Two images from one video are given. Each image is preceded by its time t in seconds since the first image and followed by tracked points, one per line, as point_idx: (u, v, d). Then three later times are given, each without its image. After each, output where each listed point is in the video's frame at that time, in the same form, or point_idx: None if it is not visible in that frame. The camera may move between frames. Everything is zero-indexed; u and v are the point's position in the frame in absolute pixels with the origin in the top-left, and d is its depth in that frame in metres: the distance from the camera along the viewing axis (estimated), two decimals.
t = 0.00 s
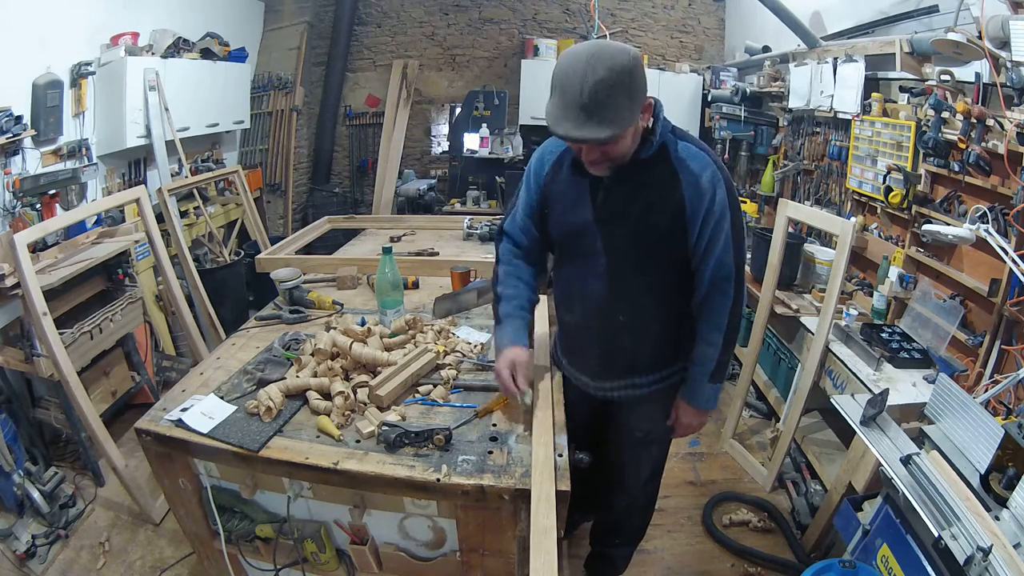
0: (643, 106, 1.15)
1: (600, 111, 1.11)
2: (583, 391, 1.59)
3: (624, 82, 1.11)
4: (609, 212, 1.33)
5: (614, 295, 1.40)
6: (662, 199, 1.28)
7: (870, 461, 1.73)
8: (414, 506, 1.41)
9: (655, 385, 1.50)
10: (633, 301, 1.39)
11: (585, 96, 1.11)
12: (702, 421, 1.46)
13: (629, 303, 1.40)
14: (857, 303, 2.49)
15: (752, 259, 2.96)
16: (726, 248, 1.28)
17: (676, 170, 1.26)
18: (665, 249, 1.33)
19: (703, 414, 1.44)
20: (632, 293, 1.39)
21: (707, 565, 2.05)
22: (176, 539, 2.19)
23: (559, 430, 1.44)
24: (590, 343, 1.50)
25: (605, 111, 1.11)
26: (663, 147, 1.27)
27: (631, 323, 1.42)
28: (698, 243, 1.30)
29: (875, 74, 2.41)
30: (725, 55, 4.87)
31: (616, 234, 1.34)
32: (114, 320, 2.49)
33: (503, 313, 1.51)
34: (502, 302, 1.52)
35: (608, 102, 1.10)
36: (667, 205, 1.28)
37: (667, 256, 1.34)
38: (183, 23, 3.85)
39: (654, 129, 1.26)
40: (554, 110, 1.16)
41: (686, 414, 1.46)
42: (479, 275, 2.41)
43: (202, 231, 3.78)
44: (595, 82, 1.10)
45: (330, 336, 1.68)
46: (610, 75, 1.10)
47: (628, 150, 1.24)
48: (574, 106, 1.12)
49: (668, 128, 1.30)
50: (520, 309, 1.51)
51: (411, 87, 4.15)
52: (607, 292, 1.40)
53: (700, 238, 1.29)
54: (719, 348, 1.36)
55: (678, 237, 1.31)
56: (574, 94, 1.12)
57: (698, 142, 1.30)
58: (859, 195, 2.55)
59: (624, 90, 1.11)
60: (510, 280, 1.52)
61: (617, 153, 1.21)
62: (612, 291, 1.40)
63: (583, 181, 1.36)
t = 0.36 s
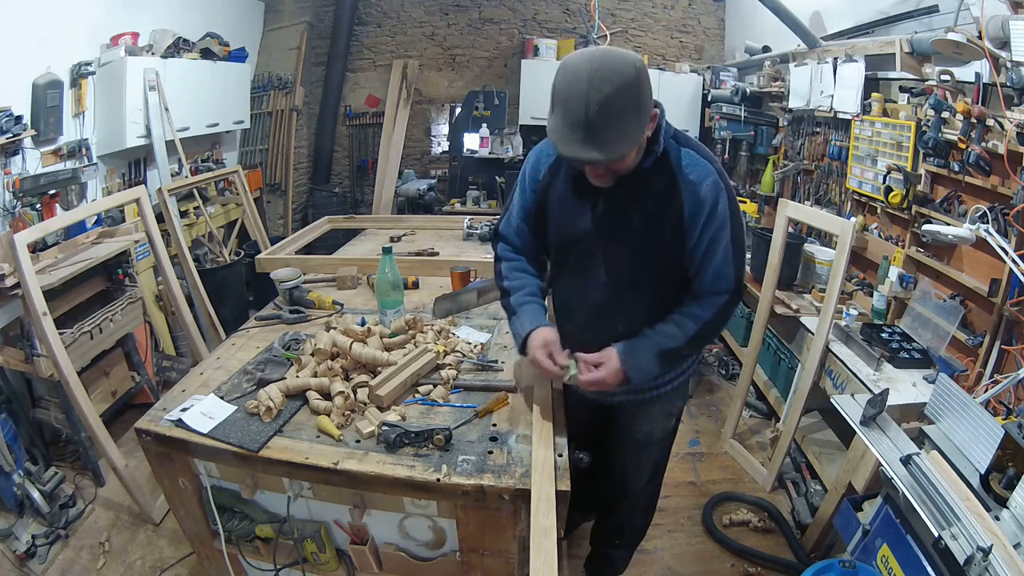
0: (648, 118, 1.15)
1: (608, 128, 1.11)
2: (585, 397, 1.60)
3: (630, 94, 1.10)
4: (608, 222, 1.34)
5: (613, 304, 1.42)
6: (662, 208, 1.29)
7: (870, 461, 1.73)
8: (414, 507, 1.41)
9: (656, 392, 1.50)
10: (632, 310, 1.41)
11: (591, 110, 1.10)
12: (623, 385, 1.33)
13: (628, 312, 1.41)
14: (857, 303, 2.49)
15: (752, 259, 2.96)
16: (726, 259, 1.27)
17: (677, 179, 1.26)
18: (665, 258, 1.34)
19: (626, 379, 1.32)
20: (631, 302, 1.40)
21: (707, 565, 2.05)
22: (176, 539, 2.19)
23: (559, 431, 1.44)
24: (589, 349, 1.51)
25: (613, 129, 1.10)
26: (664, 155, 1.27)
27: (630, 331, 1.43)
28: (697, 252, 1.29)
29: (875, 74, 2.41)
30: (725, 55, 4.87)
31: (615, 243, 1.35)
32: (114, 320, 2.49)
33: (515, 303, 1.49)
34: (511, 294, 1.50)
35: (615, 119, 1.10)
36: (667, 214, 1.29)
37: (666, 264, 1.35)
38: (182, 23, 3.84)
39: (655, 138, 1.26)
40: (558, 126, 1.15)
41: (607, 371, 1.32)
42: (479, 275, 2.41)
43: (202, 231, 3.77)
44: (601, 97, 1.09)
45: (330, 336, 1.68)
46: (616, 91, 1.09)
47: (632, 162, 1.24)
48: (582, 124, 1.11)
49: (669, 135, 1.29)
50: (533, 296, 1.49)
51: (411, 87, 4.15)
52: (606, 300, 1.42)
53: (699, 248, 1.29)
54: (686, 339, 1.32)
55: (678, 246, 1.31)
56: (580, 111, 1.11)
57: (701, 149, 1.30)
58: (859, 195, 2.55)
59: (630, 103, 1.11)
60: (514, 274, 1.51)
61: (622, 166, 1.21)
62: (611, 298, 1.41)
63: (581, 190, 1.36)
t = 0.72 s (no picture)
0: (629, 113, 1.14)
1: (585, 123, 1.11)
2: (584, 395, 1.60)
3: (608, 90, 1.10)
4: (596, 217, 1.35)
5: (601, 300, 1.42)
6: (648, 204, 1.29)
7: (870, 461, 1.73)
8: (414, 506, 1.41)
9: (655, 390, 1.50)
10: (621, 306, 1.41)
11: (569, 106, 1.11)
12: (599, 369, 1.33)
13: (616, 308, 1.41)
14: (857, 303, 2.49)
15: (751, 259, 2.96)
16: (711, 257, 1.25)
17: (664, 175, 1.26)
18: (652, 254, 1.34)
19: (602, 364, 1.33)
20: (618, 298, 1.40)
21: (707, 565, 2.05)
22: (176, 539, 2.19)
23: (559, 431, 1.44)
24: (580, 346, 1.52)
25: (590, 124, 1.10)
26: (652, 150, 1.27)
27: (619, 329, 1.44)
28: (682, 248, 1.28)
29: (875, 73, 2.41)
30: (725, 55, 4.87)
31: (603, 239, 1.36)
32: (114, 320, 2.49)
33: (524, 287, 1.50)
34: (516, 278, 1.52)
35: (593, 114, 1.10)
36: (654, 211, 1.29)
37: (654, 260, 1.34)
38: (182, 23, 3.84)
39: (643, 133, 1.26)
40: (538, 121, 1.16)
41: (584, 354, 1.34)
42: (479, 275, 2.41)
43: (202, 231, 3.77)
44: (578, 93, 1.09)
45: (330, 336, 1.68)
46: (594, 86, 1.09)
47: (618, 156, 1.24)
48: (560, 120, 1.12)
49: (660, 131, 1.29)
50: (538, 282, 1.50)
51: (411, 87, 4.14)
52: (595, 297, 1.43)
53: (684, 244, 1.27)
54: (662, 329, 1.30)
55: (665, 241, 1.31)
56: (558, 106, 1.11)
57: (693, 146, 1.28)
58: (858, 195, 2.55)
59: (608, 98, 1.10)
60: (519, 261, 1.54)
61: (606, 160, 1.21)
62: (599, 295, 1.42)
63: (572, 185, 1.37)
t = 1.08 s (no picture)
0: (617, 112, 1.14)
1: (572, 122, 1.11)
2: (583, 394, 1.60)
3: (595, 90, 1.10)
4: (589, 216, 1.35)
5: (595, 300, 1.42)
6: (640, 204, 1.29)
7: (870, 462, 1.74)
8: (414, 507, 1.41)
9: (654, 389, 1.50)
10: (615, 306, 1.41)
11: (555, 106, 1.11)
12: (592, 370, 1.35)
13: (610, 308, 1.42)
14: (857, 303, 2.49)
15: (751, 259, 2.96)
16: (702, 257, 1.24)
17: (655, 176, 1.26)
18: (645, 254, 1.34)
19: (595, 367, 1.34)
20: (612, 298, 1.40)
21: (707, 565, 2.05)
22: (176, 539, 2.19)
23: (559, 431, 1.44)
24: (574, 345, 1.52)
25: (577, 123, 1.10)
26: (644, 151, 1.27)
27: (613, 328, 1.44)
28: (673, 248, 1.28)
29: (875, 74, 2.41)
30: (725, 55, 4.88)
31: (597, 238, 1.36)
32: (114, 320, 2.49)
33: (508, 286, 1.51)
34: (506, 277, 1.53)
35: (579, 114, 1.10)
36: (645, 211, 1.29)
37: (647, 260, 1.35)
38: (182, 23, 3.84)
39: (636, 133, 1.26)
40: (527, 121, 1.16)
41: (578, 356, 1.35)
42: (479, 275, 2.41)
43: (202, 231, 3.77)
44: (565, 92, 1.09)
45: (330, 336, 1.68)
46: (580, 86, 1.09)
47: (609, 155, 1.24)
48: (547, 119, 1.11)
49: (653, 131, 1.29)
50: (524, 282, 1.51)
51: (411, 87, 4.14)
52: (588, 297, 1.43)
53: (675, 244, 1.27)
54: (658, 332, 1.30)
55: (657, 241, 1.31)
56: (545, 106, 1.11)
57: (685, 146, 1.29)
58: (859, 195, 2.55)
59: (595, 98, 1.10)
60: (510, 260, 1.54)
61: (595, 159, 1.21)
62: (593, 295, 1.42)
63: (566, 185, 1.38)
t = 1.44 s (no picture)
0: (614, 113, 1.14)
1: (569, 124, 1.11)
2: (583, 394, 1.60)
3: (592, 92, 1.10)
4: (588, 217, 1.35)
5: (594, 300, 1.42)
6: (637, 204, 1.29)
7: (870, 461, 1.74)
8: (414, 506, 1.41)
9: (652, 388, 1.50)
10: (615, 307, 1.41)
11: (552, 108, 1.11)
12: (592, 372, 1.35)
13: (609, 308, 1.42)
14: (857, 303, 2.49)
15: (751, 259, 2.96)
16: (700, 258, 1.24)
17: (652, 176, 1.26)
18: (643, 254, 1.34)
19: (596, 368, 1.35)
20: (611, 298, 1.40)
21: (707, 565, 2.05)
22: (176, 539, 2.19)
23: (559, 431, 1.44)
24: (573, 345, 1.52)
25: (574, 125, 1.10)
26: (642, 151, 1.27)
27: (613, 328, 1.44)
28: (671, 249, 1.28)
29: (875, 74, 2.41)
30: (725, 55, 4.88)
31: (594, 239, 1.36)
32: (114, 320, 2.49)
33: (506, 290, 1.51)
34: (504, 280, 1.53)
35: (576, 116, 1.10)
36: (643, 211, 1.29)
37: (645, 260, 1.35)
38: (182, 23, 3.84)
39: (632, 134, 1.26)
40: (524, 123, 1.15)
41: (578, 357, 1.36)
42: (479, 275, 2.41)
43: (202, 231, 3.77)
44: (562, 94, 1.09)
45: (330, 336, 1.68)
46: (577, 88, 1.09)
47: (606, 155, 1.24)
48: (544, 120, 1.11)
49: (650, 131, 1.29)
50: (523, 285, 1.51)
51: (411, 87, 4.14)
52: (587, 297, 1.43)
53: (673, 245, 1.27)
54: (658, 333, 1.30)
55: (655, 242, 1.31)
56: (542, 107, 1.11)
57: (681, 145, 1.28)
58: (859, 195, 2.55)
59: (592, 99, 1.10)
60: (507, 263, 1.55)
61: (593, 160, 1.21)
62: (592, 295, 1.42)
63: (564, 186, 1.38)
